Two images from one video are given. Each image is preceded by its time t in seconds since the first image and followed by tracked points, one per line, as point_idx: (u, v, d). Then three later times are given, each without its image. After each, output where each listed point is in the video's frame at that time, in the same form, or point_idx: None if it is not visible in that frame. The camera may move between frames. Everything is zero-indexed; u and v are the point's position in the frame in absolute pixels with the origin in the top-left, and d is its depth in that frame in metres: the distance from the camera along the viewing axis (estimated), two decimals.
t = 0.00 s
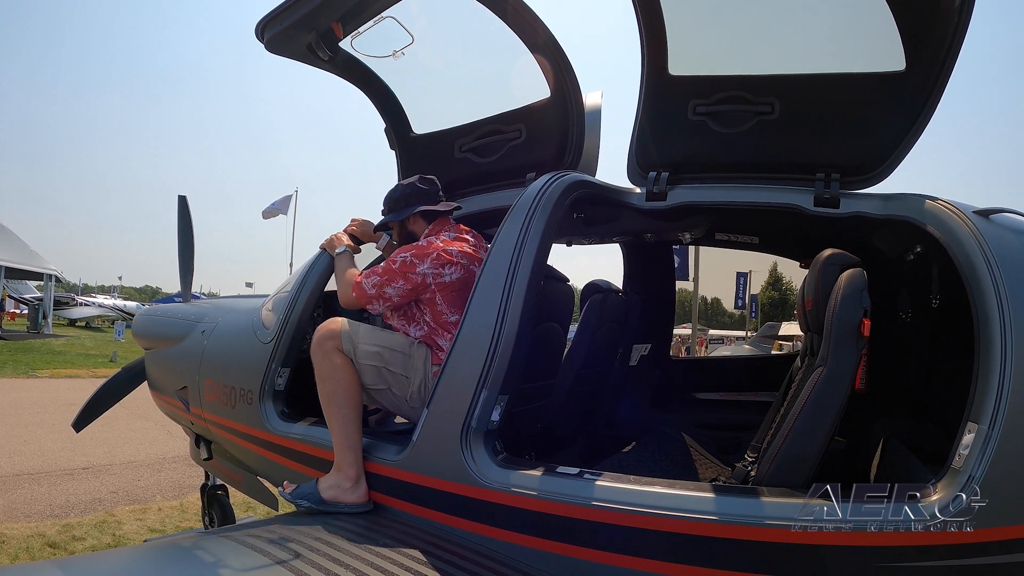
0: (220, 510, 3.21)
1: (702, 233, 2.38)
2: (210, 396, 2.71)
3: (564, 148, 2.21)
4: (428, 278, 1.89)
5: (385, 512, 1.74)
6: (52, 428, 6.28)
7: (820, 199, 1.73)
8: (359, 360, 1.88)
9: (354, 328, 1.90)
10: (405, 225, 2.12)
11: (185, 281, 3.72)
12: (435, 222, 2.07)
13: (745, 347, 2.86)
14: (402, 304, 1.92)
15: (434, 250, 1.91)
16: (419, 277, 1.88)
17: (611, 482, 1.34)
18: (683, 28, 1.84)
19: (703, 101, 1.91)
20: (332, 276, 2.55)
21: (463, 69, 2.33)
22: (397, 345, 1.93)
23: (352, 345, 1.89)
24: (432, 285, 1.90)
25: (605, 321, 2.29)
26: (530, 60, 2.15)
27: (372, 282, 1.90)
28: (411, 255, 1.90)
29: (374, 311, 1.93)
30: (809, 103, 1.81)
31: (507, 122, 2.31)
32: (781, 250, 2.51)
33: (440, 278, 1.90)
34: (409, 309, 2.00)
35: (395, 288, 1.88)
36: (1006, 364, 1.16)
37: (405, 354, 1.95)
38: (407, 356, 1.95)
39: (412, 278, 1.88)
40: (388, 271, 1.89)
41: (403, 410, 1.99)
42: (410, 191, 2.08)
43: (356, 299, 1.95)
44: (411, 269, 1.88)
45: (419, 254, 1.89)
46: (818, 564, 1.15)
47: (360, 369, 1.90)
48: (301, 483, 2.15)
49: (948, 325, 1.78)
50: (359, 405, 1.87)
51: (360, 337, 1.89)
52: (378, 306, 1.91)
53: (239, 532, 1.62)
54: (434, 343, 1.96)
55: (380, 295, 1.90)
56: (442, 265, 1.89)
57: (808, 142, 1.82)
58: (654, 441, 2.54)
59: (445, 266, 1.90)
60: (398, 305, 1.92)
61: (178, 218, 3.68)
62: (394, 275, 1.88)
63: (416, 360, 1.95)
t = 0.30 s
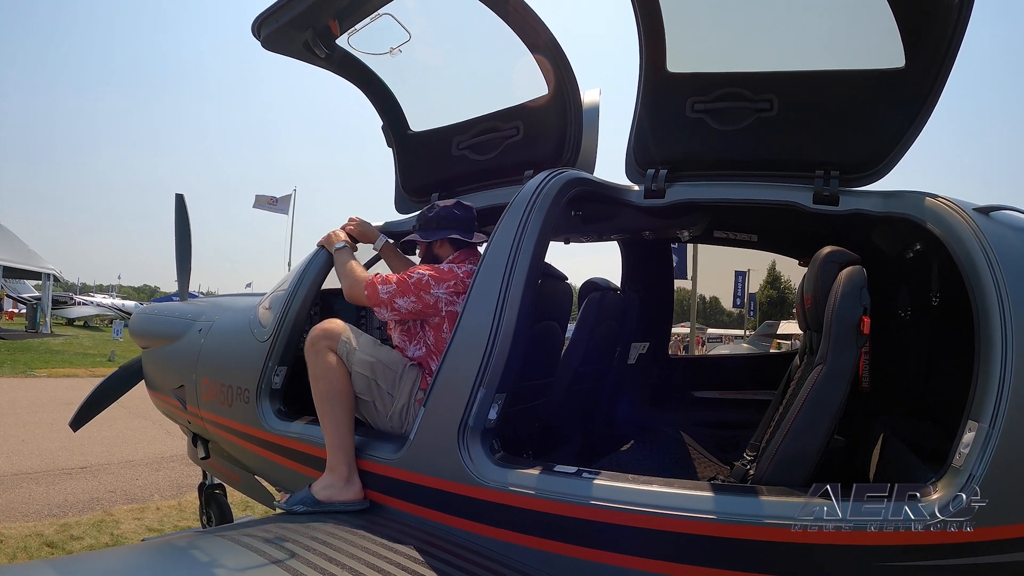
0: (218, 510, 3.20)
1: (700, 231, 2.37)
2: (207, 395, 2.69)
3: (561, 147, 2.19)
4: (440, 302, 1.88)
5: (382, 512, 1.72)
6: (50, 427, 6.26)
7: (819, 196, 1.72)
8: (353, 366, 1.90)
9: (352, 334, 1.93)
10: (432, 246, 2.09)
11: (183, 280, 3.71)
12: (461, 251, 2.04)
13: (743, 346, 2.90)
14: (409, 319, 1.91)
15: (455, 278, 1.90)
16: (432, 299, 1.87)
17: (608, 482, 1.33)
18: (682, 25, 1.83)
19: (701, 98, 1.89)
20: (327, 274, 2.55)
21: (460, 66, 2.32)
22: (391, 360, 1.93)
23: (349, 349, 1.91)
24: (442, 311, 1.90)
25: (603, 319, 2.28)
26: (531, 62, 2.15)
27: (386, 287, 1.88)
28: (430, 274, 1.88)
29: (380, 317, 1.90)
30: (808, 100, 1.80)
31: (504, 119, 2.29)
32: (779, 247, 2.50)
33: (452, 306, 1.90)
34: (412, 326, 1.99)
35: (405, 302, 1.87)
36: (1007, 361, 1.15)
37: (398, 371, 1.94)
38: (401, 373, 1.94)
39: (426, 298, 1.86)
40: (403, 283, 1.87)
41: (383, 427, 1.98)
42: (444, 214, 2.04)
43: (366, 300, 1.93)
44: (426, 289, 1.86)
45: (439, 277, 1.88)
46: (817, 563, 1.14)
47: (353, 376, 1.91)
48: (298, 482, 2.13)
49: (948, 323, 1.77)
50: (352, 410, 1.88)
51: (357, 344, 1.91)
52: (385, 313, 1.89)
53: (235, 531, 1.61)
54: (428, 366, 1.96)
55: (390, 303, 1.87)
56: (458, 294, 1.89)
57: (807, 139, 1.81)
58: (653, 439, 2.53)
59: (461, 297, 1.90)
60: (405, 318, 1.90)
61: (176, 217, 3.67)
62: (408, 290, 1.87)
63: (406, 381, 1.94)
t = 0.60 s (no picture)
0: (216, 508, 3.19)
1: (698, 228, 2.37)
2: (204, 394, 2.68)
3: (558, 146, 2.18)
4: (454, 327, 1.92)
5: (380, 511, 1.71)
6: (48, 427, 6.24)
7: (818, 193, 1.72)
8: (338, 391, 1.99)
9: (346, 358, 2.02)
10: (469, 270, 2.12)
11: (180, 278, 3.69)
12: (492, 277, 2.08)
13: (742, 344, 2.87)
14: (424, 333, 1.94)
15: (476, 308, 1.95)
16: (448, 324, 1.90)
17: (607, 480, 1.33)
18: (682, 21, 1.82)
19: (699, 95, 1.88)
20: (325, 273, 2.53)
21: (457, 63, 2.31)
22: (380, 387, 2.02)
23: (340, 372, 2.00)
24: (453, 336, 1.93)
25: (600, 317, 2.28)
26: (531, 64, 2.15)
27: (407, 297, 1.91)
28: (453, 298, 1.92)
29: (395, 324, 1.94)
30: (807, 96, 1.79)
31: (503, 116, 2.28)
32: (777, 244, 2.50)
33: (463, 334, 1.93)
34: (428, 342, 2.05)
35: (422, 317, 1.90)
36: (1007, 358, 1.15)
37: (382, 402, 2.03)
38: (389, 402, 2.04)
39: (442, 321, 1.90)
40: (425, 299, 1.90)
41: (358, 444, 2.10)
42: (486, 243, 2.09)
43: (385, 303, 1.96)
44: (444, 313, 1.90)
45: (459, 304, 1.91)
46: (816, 561, 1.13)
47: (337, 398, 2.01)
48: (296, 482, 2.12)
49: (946, 321, 1.76)
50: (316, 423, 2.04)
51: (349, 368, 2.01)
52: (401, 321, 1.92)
53: (232, 530, 1.60)
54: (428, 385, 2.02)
55: (409, 314, 1.91)
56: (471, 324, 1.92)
57: (808, 136, 1.80)
58: (651, 438, 2.52)
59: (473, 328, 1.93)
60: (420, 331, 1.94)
61: (173, 216, 3.65)
62: (429, 306, 1.90)
63: (388, 409, 2.04)
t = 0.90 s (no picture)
0: (215, 508, 3.19)
1: (698, 226, 2.36)
2: (203, 393, 2.67)
3: (558, 143, 2.17)
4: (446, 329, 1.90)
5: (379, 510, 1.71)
6: (46, 427, 6.21)
7: (819, 191, 1.71)
8: (331, 389, 1.98)
9: (337, 356, 2.01)
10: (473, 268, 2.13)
11: (178, 277, 3.68)
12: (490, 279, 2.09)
13: (742, 343, 2.87)
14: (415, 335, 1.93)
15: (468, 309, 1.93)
16: (440, 326, 1.89)
17: (607, 480, 1.32)
18: (681, 19, 1.81)
19: (699, 93, 1.88)
20: (321, 271, 2.52)
21: (456, 59, 2.29)
22: (371, 384, 1.99)
23: (331, 371, 2.00)
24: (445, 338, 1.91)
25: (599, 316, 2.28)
26: (533, 65, 2.15)
27: (400, 298, 1.90)
28: (446, 300, 1.91)
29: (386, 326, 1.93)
30: (807, 94, 1.79)
31: (501, 114, 2.27)
32: (778, 242, 2.49)
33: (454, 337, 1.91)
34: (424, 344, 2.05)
35: (412, 319, 1.88)
36: (1009, 357, 1.14)
37: (378, 398, 2.00)
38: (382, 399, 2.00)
39: (434, 322, 1.89)
40: (417, 300, 1.89)
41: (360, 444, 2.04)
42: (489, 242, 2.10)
43: (378, 303, 1.95)
44: (436, 314, 1.89)
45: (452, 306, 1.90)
46: (817, 561, 1.13)
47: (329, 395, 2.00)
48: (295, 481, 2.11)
49: (947, 319, 1.76)
50: (312, 424, 2.01)
51: (340, 365, 2.00)
52: (392, 322, 1.91)
53: (230, 530, 1.59)
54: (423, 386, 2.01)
55: (400, 315, 1.89)
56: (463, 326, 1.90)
57: (808, 133, 1.79)
58: (651, 436, 2.51)
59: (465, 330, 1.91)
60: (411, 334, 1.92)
61: (172, 214, 3.64)
62: (420, 308, 1.89)
63: (384, 406, 2.00)
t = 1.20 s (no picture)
0: (214, 507, 3.18)
1: (697, 224, 2.36)
2: (203, 392, 2.67)
3: (558, 141, 2.16)
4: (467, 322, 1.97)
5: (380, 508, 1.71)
6: (45, 427, 6.20)
7: (819, 189, 1.71)
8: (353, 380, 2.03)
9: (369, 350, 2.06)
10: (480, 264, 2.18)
11: (177, 276, 3.67)
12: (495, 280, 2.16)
13: (741, 341, 2.88)
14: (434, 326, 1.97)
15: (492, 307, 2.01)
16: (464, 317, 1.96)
17: (609, 478, 1.32)
18: (682, 16, 1.80)
19: (699, 91, 1.88)
20: (322, 268, 2.52)
21: (455, 58, 2.29)
22: (398, 382, 2.02)
23: (357, 361, 2.05)
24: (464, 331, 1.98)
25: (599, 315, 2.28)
26: (534, 65, 2.13)
27: (429, 286, 1.95)
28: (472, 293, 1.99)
29: (410, 313, 1.95)
30: (806, 92, 1.79)
31: (501, 112, 2.26)
32: (778, 240, 2.49)
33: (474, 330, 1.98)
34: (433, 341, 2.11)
35: (438, 306, 1.93)
36: (1010, 354, 1.14)
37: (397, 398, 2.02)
38: (402, 402, 2.03)
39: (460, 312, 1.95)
40: (447, 290, 1.95)
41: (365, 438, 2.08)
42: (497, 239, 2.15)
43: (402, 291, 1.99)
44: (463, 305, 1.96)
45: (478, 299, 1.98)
46: (818, 558, 1.13)
47: (351, 380, 2.05)
48: (295, 480, 2.11)
49: (947, 317, 1.76)
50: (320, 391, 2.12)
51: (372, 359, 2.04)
52: (417, 309, 1.94)
53: (230, 530, 1.59)
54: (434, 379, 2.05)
55: (425, 302, 1.93)
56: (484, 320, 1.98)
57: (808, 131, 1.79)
58: (651, 434, 2.52)
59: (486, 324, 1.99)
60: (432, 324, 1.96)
61: (170, 213, 3.63)
62: (449, 297, 1.95)
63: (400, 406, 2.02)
